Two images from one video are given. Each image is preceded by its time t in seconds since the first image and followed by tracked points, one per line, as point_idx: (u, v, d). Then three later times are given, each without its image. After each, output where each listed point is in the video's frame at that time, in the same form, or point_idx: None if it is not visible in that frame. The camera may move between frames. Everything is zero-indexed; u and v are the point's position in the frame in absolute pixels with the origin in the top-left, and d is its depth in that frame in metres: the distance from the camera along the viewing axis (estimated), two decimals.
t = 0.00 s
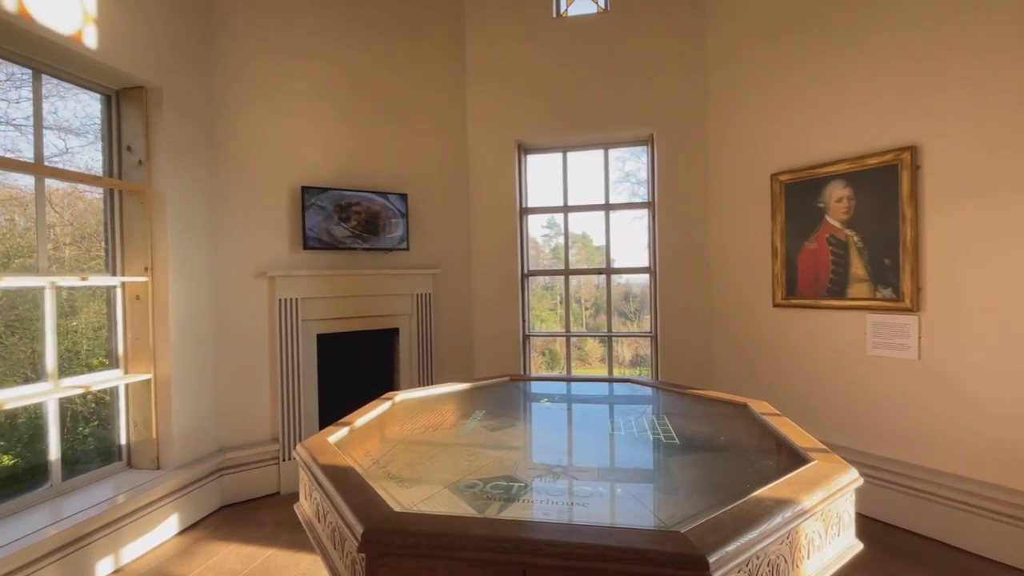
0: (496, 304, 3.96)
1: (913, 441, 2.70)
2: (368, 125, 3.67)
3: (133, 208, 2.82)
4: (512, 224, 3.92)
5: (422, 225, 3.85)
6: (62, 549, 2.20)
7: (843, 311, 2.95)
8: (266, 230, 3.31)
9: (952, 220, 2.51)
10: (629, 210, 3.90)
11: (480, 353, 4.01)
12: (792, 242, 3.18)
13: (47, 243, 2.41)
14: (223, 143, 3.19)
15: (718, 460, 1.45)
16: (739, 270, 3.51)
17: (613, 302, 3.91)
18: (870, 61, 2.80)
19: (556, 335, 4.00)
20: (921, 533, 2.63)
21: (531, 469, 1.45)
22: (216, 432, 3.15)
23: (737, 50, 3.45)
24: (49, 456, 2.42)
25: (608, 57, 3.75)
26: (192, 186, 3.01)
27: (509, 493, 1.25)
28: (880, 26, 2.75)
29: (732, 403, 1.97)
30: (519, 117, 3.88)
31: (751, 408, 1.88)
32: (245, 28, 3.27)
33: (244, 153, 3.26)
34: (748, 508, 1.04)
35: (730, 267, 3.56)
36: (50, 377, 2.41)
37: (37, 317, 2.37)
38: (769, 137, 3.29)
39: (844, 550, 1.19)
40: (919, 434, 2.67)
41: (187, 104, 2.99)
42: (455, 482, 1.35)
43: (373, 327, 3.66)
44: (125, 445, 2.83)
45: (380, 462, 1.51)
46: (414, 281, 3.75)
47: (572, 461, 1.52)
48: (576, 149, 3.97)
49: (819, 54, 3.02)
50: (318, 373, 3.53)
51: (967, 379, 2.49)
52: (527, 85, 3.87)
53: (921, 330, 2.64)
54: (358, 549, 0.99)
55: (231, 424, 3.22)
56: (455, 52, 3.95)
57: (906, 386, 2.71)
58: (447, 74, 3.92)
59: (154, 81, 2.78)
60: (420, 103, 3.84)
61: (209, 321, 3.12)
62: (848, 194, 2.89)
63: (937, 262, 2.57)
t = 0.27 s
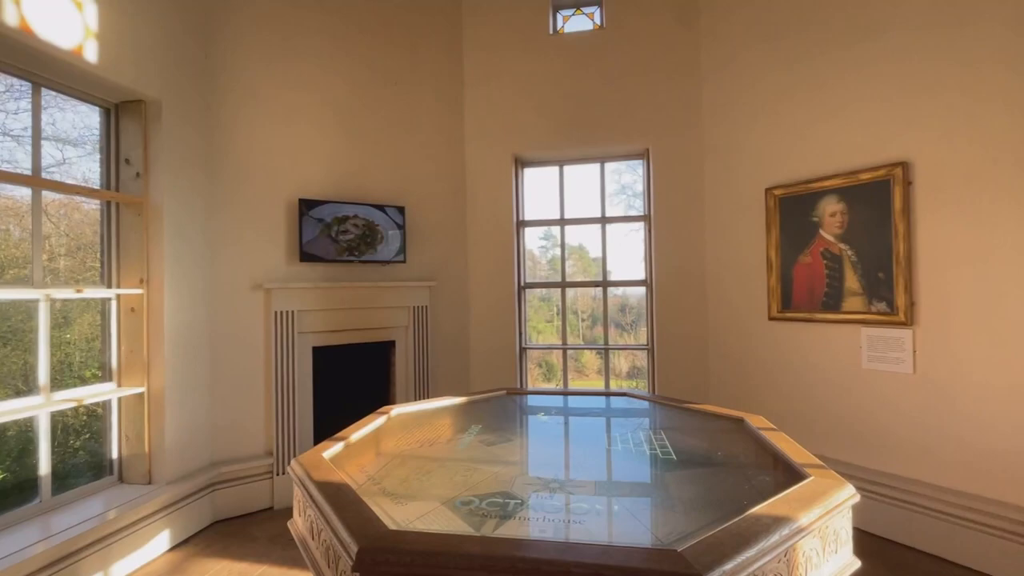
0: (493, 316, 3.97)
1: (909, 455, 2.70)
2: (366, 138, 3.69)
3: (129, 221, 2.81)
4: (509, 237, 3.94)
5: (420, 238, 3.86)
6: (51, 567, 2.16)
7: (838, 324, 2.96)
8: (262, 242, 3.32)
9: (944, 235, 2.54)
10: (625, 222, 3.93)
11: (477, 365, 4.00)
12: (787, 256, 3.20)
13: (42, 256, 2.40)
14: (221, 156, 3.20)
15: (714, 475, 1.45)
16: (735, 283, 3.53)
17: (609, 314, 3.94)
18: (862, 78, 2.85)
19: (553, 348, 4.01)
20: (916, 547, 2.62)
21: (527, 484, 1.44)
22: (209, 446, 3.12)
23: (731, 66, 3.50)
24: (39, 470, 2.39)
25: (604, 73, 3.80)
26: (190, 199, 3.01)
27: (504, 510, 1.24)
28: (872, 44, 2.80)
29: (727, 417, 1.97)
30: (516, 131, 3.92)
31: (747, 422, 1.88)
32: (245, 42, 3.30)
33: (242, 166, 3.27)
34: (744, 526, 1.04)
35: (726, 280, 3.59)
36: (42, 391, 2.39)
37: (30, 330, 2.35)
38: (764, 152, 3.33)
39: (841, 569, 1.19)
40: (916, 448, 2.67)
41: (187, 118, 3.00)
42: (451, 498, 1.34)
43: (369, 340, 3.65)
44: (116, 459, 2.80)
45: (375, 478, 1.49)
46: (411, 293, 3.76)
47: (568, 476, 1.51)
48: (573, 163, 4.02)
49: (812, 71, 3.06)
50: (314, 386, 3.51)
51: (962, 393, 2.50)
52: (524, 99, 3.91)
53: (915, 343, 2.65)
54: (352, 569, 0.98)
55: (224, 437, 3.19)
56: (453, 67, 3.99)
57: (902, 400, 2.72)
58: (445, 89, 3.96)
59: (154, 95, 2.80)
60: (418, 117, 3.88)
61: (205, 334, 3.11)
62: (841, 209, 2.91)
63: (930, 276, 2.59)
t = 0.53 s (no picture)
0: (490, 329, 3.97)
1: (906, 470, 2.69)
2: (364, 151, 3.71)
3: (126, 233, 2.81)
4: (506, 249, 3.96)
5: (417, 250, 3.87)
6: None
7: (834, 338, 2.97)
8: (259, 255, 3.31)
9: (937, 250, 2.56)
10: (622, 235, 3.95)
11: (474, 378, 4.00)
12: (783, 269, 3.21)
13: (38, 268, 2.39)
14: (219, 168, 3.21)
15: (712, 492, 1.44)
16: (731, 296, 3.54)
17: (606, 326, 3.94)
18: (855, 94, 2.88)
19: (550, 361, 4.01)
20: (917, 564, 2.61)
21: (523, 501, 1.43)
22: (202, 461, 3.08)
23: (725, 82, 3.54)
24: (29, 486, 2.35)
25: (600, 88, 3.84)
26: (187, 212, 3.01)
27: (500, 528, 1.23)
28: (864, 61, 2.84)
29: (724, 432, 1.96)
30: (513, 145, 3.95)
31: (744, 437, 1.87)
32: (245, 56, 3.33)
33: (240, 178, 3.28)
34: (742, 546, 1.03)
35: (722, 293, 3.59)
36: (34, 405, 2.36)
37: (23, 343, 2.33)
38: (759, 166, 3.35)
39: None
40: (913, 463, 2.66)
41: (185, 131, 3.01)
42: (446, 516, 1.33)
43: (365, 353, 3.64)
44: (107, 474, 2.76)
45: (369, 495, 1.48)
46: (408, 306, 3.75)
47: (564, 492, 1.50)
48: (569, 177, 4.05)
49: (805, 87, 3.10)
50: (309, 399, 3.48)
51: (958, 408, 2.50)
52: (521, 114, 3.94)
53: (911, 358, 2.66)
54: None
55: (218, 451, 3.16)
56: (451, 82, 4.03)
57: (899, 414, 2.71)
58: (443, 102, 4.00)
59: (153, 108, 2.81)
60: (416, 130, 3.90)
61: (200, 347, 3.09)
62: (836, 223, 2.93)
63: (925, 291, 2.60)
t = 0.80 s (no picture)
0: (487, 344, 3.97)
1: (905, 487, 2.67)
2: (363, 167, 3.73)
3: (122, 248, 2.80)
4: (504, 264, 3.97)
5: (414, 265, 3.87)
6: None
7: (831, 354, 2.97)
8: (256, 270, 3.31)
9: (932, 267, 2.57)
10: (618, 250, 3.96)
11: (471, 393, 3.98)
12: (779, 285, 3.22)
13: (33, 283, 2.38)
14: (217, 184, 3.22)
15: (709, 513, 1.42)
16: (728, 311, 3.54)
17: (604, 339, 3.95)
18: (849, 113, 2.92)
19: (547, 376, 4.01)
20: None
21: (520, 522, 1.41)
22: (194, 478, 3.04)
23: (720, 100, 3.59)
24: (17, 504, 2.31)
25: (597, 105, 3.88)
26: (184, 226, 3.01)
27: (495, 551, 1.21)
28: (857, 81, 2.88)
29: (722, 450, 1.95)
30: (511, 161, 3.98)
31: (742, 456, 1.86)
32: (245, 73, 3.35)
33: (238, 193, 3.29)
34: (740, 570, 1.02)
35: (719, 308, 3.60)
36: (24, 421, 2.33)
37: (16, 358, 2.31)
38: (754, 183, 3.38)
39: None
40: (912, 481, 2.65)
41: (184, 146, 3.03)
42: (441, 538, 1.31)
43: (361, 368, 3.61)
44: (97, 492, 2.72)
45: (363, 516, 1.46)
46: (405, 321, 3.74)
47: (561, 512, 1.48)
48: (566, 192, 4.08)
49: (799, 105, 3.14)
50: (304, 415, 3.45)
51: (956, 425, 2.50)
52: (519, 130, 3.98)
53: (908, 374, 2.66)
54: None
55: (211, 468, 3.12)
56: (449, 98, 4.07)
57: (898, 431, 2.71)
58: (441, 119, 4.03)
59: (153, 124, 2.82)
60: (414, 146, 3.93)
61: (194, 362, 3.07)
62: (831, 239, 2.95)
63: (921, 307, 2.62)
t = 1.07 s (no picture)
0: (485, 358, 3.96)
1: (905, 505, 2.65)
2: (361, 181, 3.75)
3: (119, 262, 2.80)
4: (502, 278, 3.98)
5: (412, 279, 3.87)
6: None
7: (830, 369, 2.96)
8: (253, 284, 3.31)
9: (928, 283, 2.58)
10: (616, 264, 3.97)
11: (468, 408, 3.97)
12: (777, 300, 3.23)
13: (29, 297, 2.36)
14: (216, 198, 3.22)
15: (709, 534, 1.41)
16: (726, 326, 3.54)
17: (602, 351, 3.95)
18: (843, 130, 2.95)
19: (545, 390, 4.00)
20: None
21: (517, 543, 1.39)
22: (187, 495, 3.00)
23: (716, 116, 3.62)
24: (7, 523, 2.25)
25: (594, 121, 3.91)
26: (182, 241, 3.01)
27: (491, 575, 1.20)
28: (851, 99, 2.92)
29: (721, 468, 1.93)
30: (509, 176, 4.00)
31: (741, 475, 1.84)
32: (245, 89, 3.38)
33: (237, 208, 3.29)
34: None
35: (717, 323, 3.60)
36: (16, 438, 2.29)
37: (10, 373, 2.28)
38: (750, 198, 3.40)
39: None
40: (912, 499, 2.63)
41: (183, 161, 3.04)
42: (436, 560, 1.29)
43: (358, 383, 3.59)
44: (89, 510, 2.68)
45: (357, 537, 1.43)
46: (402, 335, 3.73)
47: (559, 533, 1.46)
48: (564, 207, 4.10)
49: (795, 122, 3.17)
50: (300, 431, 3.42)
51: (955, 442, 2.49)
52: (517, 145, 4.01)
53: (907, 391, 2.65)
54: None
55: (204, 485, 3.08)
56: (448, 114, 4.11)
57: (897, 448, 2.69)
58: (440, 134, 4.06)
59: (152, 139, 2.83)
60: (412, 161, 3.95)
61: (190, 377, 3.04)
62: (828, 255, 2.96)
63: (918, 324, 2.62)
